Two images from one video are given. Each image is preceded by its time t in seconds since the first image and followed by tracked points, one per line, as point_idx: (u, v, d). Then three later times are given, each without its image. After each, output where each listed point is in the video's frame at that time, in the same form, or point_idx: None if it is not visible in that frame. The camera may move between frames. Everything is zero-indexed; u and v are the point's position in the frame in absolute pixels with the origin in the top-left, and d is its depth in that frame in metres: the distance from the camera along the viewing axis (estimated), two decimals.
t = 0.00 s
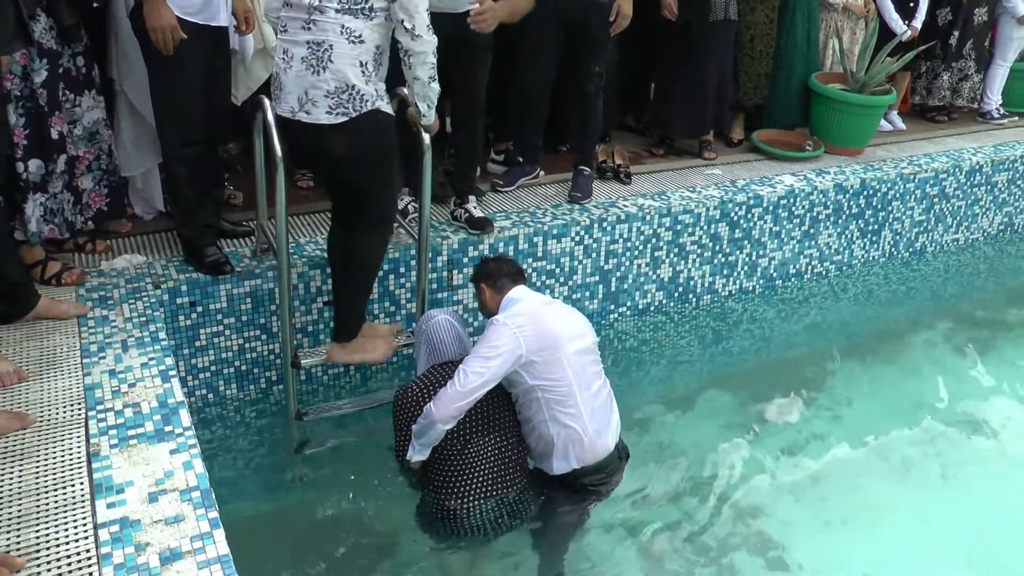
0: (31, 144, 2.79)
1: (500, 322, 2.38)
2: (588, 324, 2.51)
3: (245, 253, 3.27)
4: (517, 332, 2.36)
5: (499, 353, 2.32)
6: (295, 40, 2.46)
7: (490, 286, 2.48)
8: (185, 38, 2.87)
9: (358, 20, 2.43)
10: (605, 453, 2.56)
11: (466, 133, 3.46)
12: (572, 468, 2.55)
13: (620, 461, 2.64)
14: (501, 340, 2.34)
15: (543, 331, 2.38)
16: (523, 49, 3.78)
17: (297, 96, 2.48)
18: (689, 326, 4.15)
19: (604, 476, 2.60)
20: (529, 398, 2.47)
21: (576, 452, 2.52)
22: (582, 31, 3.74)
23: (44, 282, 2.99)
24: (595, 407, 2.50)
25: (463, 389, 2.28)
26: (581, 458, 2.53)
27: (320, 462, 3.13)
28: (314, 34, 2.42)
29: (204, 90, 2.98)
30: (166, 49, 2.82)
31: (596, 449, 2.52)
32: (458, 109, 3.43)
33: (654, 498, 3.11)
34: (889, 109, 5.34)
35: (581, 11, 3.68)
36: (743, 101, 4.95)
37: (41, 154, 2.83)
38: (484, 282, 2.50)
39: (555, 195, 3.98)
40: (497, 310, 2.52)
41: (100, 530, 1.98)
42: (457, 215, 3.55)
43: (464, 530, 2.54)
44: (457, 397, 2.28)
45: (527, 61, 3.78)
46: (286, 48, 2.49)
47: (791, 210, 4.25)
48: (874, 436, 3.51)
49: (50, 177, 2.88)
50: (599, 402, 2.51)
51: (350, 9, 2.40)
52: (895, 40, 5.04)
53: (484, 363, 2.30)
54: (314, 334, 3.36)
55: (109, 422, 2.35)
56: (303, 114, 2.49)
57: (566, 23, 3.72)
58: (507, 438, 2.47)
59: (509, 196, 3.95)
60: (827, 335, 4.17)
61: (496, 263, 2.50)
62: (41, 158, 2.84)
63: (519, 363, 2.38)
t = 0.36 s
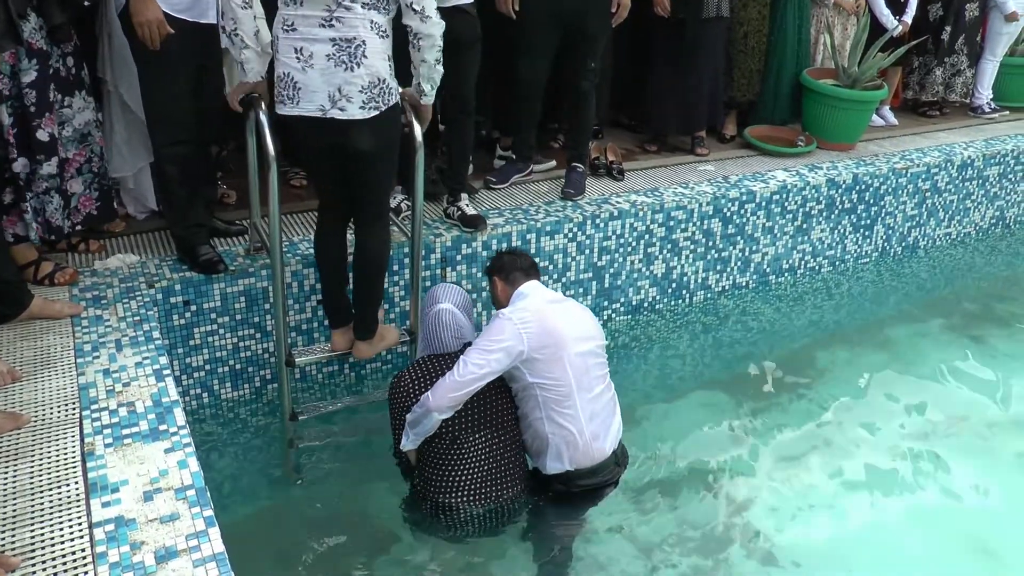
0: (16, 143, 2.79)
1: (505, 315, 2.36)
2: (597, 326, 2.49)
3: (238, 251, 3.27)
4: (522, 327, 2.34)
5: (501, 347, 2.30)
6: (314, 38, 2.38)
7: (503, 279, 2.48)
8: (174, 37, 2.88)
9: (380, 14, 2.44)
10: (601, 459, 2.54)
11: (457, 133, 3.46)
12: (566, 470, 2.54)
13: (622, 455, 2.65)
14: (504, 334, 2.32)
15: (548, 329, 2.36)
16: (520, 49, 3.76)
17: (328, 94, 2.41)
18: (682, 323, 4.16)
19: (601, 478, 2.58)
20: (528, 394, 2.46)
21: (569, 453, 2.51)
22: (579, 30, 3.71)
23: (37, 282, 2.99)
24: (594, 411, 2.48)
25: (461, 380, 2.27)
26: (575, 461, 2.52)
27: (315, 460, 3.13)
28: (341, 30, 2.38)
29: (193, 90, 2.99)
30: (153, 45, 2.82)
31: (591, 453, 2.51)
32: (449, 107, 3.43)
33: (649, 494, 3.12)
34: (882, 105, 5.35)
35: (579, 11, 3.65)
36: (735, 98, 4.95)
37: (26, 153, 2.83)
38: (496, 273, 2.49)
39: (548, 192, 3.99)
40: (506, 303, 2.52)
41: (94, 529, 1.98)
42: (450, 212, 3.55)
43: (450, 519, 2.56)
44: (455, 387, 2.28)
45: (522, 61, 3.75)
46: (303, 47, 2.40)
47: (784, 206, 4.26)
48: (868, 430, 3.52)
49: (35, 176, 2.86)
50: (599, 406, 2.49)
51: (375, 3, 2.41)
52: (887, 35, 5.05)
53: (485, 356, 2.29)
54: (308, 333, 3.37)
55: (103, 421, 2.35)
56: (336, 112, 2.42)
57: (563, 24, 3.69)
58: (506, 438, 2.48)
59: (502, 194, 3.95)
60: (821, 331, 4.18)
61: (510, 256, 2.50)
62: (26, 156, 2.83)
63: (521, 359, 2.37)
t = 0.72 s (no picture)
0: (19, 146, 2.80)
1: (516, 322, 2.37)
2: (608, 336, 2.50)
3: (234, 256, 3.27)
4: (532, 334, 2.35)
5: (511, 354, 2.30)
6: (334, 47, 2.38)
7: (514, 286, 2.50)
8: (166, 42, 2.87)
9: (393, 18, 2.47)
10: (603, 469, 2.55)
11: (451, 135, 3.46)
12: (566, 478, 2.55)
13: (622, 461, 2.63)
14: (515, 341, 2.32)
15: (559, 337, 2.37)
16: (518, 51, 3.75)
17: (356, 101, 2.41)
18: (679, 325, 4.16)
19: (603, 487, 2.59)
20: (536, 401, 2.47)
21: (574, 462, 2.51)
22: (577, 33, 3.73)
23: (34, 289, 2.99)
24: (601, 421, 2.49)
25: (470, 386, 2.27)
26: (577, 470, 2.53)
27: (313, 465, 3.13)
28: (361, 37, 2.40)
29: (188, 94, 2.99)
30: (143, 50, 2.82)
31: (593, 463, 2.52)
32: (444, 109, 3.44)
33: (647, 496, 3.12)
34: (876, 104, 5.36)
35: (579, 14, 3.67)
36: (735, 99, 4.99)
37: (32, 157, 2.84)
38: (509, 281, 2.51)
39: (544, 195, 3.99)
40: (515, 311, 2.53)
41: (94, 535, 1.98)
42: (446, 216, 3.55)
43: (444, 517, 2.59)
44: (464, 393, 2.28)
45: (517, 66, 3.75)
46: (323, 55, 2.38)
47: (779, 206, 4.27)
48: (865, 430, 3.53)
49: (42, 180, 2.89)
50: (606, 416, 2.50)
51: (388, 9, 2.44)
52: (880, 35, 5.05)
53: (495, 362, 2.29)
54: (305, 337, 3.37)
55: (100, 427, 2.35)
56: (367, 118, 2.43)
57: (561, 27, 3.70)
58: (510, 448, 2.49)
59: (498, 197, 3.96)
60: (817, 332, 4.18)
61: (523, 264, 2.52)
62: (30, 162, 2.84)
63: (531, 366, 2.37)
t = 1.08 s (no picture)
0: (11, 156, 2.79)
1: (523, 320, 2.37)
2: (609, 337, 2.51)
3: (233, 262, 3.27)
4: (542, 331, 2.35)
5: (523, 349, 2.29)
6: (328, 68, 2.38)
7: (519, 289, 2.53)
8: (164, 51, 2.88)
9: (383, 37, 2.48)
10: (610, 468, 2.53)
11: (451, 140, 3.47)
12: (576, 477, 2.51)
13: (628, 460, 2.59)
14: (525, 336, 2.31)
15: (565, 334, 2.38)
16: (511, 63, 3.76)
17: (351, 122, 2.41)
18: (677, 329, 4.17)
19: (610, 486, 2.56)
20: (543, 401, 2.45)
21: (583, 460, 2.48)
22: (569, 38, 3.75)
23: (32, 296, 2.99)
24: (609, 417, 2.48)
25: (484, 377, 2.24)
26: (587, 467, 2.49)
27: (312, 471, 3.13)
28: (354, 57, 2.39)
29: (188, 101, 3.00)
30: (143, 57, 2.84)
31: (603, 460, 2.49)
32: (440, 116, 3.45)
33: (645, 500, 3.13)
34: (872, 108, 5.38)
35: (569, 20, 3.69)
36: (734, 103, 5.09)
37: (24, 167, 2.84)
38: (512, 283, 2.54)
39: (541, 199, 4.00)
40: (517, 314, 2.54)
41: (92, 541, 1.99)
42: (443, 221, 3.57)
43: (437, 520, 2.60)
44: (478, 385, 2.24)
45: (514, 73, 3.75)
46: (316, 77, 2.38)
47: (776, 210, 4.28)
48: (863, 433, 3.53)
49: (31, 190, 2.88)
50: (613, 413, 2.49)
51: (380, 29, 2.45)
52: (876, 40, 5.06)
53: (507, 356, 2.27)
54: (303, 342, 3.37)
55: (99, 434, 2.35)
56: (363, 139, 2.44)
57: (552, 33, 3.72)
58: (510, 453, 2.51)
59: (495, 203, 3.96)
60: (814, 335, 4.19)
61: (525, 270, 2.58)
62: (21, 171, 2.84)
63: (540, 363, 2.36)
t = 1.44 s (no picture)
0: (8, 159, 2.80)
1: (507, 328, 2.38)
2: (595, 337, 2.51)
3: (231, 265, 3.28)
4: (525, 337, 2.36)
5: (503, 356, 2.31)
6: (325, 112, 2.35)
7: (500, 300, 2.50)
8: (161, 53, 2.89)
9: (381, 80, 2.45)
10: (610, 465, 2.52)
11: (449, 144, 3.48)
12: (575, 478, 2.51)
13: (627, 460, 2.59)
14: (506, 344, 2.33)
15: (549, 338, 2.38)
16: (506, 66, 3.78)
17: (349, 166, 2.41)
18: (674, 331, 4.18)
19: (611, 484, 2.55)
20: (533, 405, 2.45)
21: (580, 460, 2.48)
22: (562, 38, 3.76)
23: (30, 299, 3.00)
24: (603, 416, 2.47)
25: (461, 385, 2.27)
26: (585, 468, 2.49)
27: (310, 473, 3.13)
28: (351, 101, 2.37)
29: (186, 104, 3.00)
30: (139, 60, 2.85)
31: (600, 460, 2.48)
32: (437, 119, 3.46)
33: (643, 503, 3.13)
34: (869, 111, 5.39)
35: (561, 21, 3.71)
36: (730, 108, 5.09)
37: (21, 168, 2.85)
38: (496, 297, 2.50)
39: (539, 202, 4.01)
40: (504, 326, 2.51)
41: (90, 543, 1.99)
42: (442, 224, 3.57)
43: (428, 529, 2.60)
44: (455, 393, 2.27)
45: (510, 77, 3.76)
46: (313, 120, 2.35)
47: (773, 213, 4.29)
48: (860, 435, 3.54)
49: (27, 191, 2.88)
50: (607, 412, 2.48)
51: (376, 71, 2.42)
52: (873, 43, 5.07)
53: (486, 362, 2.29)
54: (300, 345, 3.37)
55: (97, 436, 2.35)
56: (360, 183, 2.44)
57: (545, 35, 3.73)
58: (501, 475, 2.47)
59: (493, 205, 3.97)
60: (812, 338, 4.20)
61: (508, 281, 2.54)
62: (18, 173, 2.85)
63: (524, 370, 2.37)
